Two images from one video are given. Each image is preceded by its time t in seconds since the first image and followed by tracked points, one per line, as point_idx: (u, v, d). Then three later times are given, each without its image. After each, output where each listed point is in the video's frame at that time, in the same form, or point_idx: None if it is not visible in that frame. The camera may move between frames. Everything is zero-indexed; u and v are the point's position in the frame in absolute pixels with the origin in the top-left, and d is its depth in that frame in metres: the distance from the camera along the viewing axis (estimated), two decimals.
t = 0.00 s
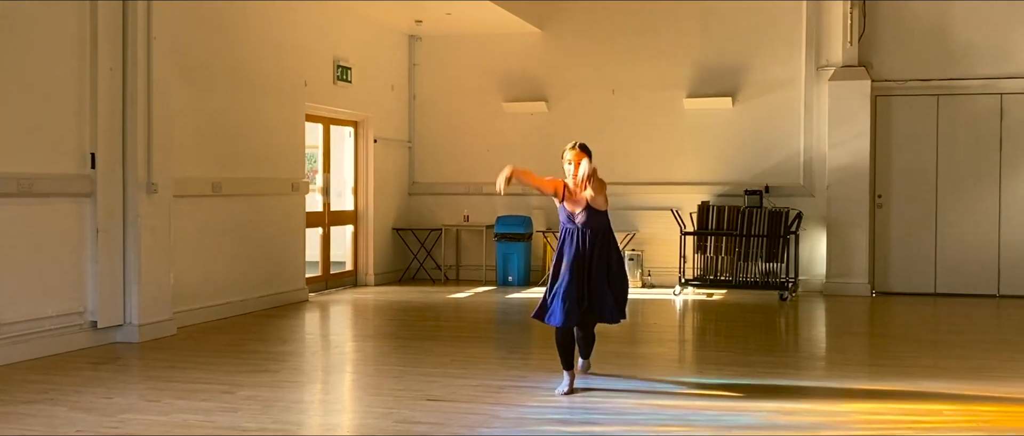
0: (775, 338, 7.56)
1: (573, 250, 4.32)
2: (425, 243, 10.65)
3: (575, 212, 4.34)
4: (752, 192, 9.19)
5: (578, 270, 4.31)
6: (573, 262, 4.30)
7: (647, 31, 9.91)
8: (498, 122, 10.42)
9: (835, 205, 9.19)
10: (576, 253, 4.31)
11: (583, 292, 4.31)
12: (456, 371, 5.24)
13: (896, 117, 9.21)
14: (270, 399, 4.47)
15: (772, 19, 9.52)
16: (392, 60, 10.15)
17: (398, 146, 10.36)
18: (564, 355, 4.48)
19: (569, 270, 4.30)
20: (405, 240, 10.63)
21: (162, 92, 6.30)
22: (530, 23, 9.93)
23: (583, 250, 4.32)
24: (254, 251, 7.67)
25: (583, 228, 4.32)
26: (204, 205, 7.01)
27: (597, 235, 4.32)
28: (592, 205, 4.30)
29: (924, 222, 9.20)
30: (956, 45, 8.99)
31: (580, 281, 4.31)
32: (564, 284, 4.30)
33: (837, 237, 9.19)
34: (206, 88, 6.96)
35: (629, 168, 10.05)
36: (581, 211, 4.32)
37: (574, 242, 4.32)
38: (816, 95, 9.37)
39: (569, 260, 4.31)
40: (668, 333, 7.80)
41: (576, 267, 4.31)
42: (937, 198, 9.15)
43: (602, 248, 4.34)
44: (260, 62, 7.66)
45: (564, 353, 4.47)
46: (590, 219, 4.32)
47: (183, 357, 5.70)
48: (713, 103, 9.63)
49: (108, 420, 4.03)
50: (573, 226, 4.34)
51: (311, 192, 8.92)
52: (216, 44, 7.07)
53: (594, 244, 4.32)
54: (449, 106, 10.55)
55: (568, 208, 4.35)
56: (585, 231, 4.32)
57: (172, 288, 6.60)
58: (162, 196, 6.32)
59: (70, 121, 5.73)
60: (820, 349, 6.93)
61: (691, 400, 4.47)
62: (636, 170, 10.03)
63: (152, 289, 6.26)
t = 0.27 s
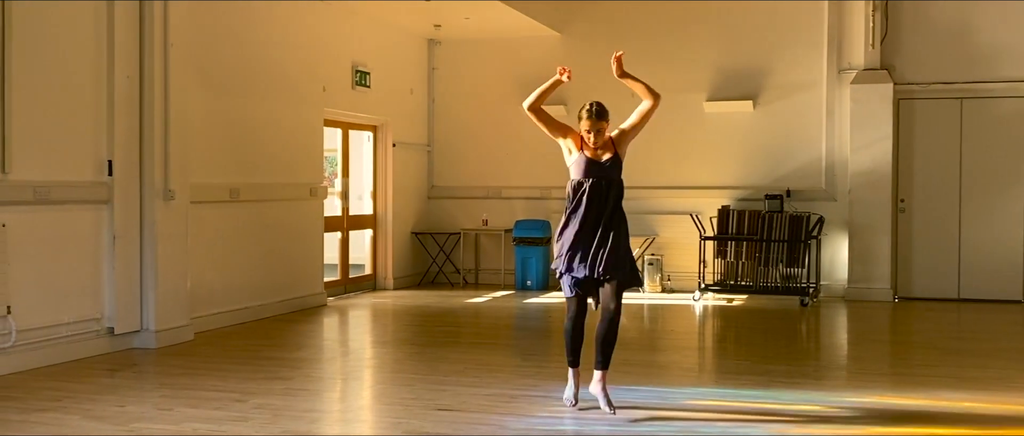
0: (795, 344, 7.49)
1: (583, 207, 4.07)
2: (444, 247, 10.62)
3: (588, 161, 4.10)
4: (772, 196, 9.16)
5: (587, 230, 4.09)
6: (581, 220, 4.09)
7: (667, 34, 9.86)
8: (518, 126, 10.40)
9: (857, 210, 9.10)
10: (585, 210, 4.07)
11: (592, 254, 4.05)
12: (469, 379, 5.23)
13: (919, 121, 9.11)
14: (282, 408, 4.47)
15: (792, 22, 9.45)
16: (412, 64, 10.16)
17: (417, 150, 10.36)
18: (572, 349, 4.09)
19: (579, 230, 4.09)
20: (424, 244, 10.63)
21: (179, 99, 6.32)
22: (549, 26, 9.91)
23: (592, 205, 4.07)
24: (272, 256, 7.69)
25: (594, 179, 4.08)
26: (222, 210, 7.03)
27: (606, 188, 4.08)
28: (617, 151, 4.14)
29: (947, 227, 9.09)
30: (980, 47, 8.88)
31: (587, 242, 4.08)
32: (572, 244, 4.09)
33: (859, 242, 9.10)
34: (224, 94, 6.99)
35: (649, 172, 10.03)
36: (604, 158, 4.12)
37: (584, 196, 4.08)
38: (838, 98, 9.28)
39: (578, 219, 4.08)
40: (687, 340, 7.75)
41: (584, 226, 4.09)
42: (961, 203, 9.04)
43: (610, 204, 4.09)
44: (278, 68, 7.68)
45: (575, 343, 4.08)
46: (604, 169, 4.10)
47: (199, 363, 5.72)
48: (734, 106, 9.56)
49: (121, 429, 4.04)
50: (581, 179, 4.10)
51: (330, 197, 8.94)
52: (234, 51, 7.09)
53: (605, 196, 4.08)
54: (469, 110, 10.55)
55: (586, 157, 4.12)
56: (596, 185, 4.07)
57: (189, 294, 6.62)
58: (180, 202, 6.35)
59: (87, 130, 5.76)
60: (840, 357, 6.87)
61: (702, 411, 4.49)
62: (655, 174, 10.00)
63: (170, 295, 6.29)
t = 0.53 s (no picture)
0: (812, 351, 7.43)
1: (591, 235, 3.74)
2: (461, 250, 10.63)
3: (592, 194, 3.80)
4: (791, 200, 9.08)
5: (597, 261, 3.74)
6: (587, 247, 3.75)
7: (685, 37, 9.81)
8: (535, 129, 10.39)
9: (877, 214, 9.01)
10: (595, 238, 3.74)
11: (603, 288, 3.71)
12: (478, 386, 5.22)
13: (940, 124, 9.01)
14: (289, 415, 4.46)
15: (811, 25, 9.37)
16: (429, 67, 10.16)
17: (434, 153, 10.36)
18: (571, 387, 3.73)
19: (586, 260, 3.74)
20: (441, 247, 10.63)
21: (194, 105, 6.35)
22: (567, 29, 9.88)
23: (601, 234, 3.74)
24: (287, 260, 7.71)
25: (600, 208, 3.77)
26: (237, 215, 7.05)
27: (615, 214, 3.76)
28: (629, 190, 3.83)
29: (969, 231, 8.99)
30: (1002, 49, 8.78)
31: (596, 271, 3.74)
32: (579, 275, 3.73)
33: (878, 246, 9.00)
34: (239, 100, 7.01)
35: (667, 175, 9.96)
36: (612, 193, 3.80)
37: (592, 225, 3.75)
38: (858, 101, 9.20)
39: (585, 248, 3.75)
40: (703, 346, 7.69)
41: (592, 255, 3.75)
42: (983, 207, 8.94)
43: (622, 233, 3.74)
44: (293, 72, 7.70)
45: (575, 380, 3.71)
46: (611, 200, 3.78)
47: (211, 369, 5.73)
48: (752, 109, 9.49)
49: None
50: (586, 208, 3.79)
51: (345, 200, 8.95)
52: (249, 56, 7.11)
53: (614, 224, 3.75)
54: (486, 114, 10.54)
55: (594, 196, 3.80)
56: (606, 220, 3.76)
57: (203, 298, 6.64)
58: (194, 208, 6.36)
59: (101, 137, 5.80)
60: (857, 364, 6.81)
61: (710, 420, 4.44)
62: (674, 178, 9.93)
63: (183, 299, 6.31)
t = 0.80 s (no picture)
0: (826, 353, 7.38)
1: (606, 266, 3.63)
2: (476, 250, 10.65)
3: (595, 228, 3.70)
4: (807, 200, 8.99)
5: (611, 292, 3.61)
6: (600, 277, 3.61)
7: (700, 37, 9.77)
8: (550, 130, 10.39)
9: (894, 215, 8.93)
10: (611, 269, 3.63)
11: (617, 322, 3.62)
12: (485, 387, 5.22)
13: (958, 124, 8.93)
14: (294, 415, 4.47)
15: (828, 24, 9.31)
16: (443, 68, 10.18)
17: (449, 154, 10.38)
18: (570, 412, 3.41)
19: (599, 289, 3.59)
20: (456, 247, 10.64)
21: (206, 105, 6.38)
22: (581, 30, 9.87)
23: (617, 266, 3.64)
24: (301, 260, 7.74)
25: (614, 240, 3.67)
26: (250, 215, 7.09)
27: (627, 251, 3.70)
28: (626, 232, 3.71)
29: (987, 232, 8.91)
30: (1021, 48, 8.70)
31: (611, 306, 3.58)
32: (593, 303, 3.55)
33: (895, 247, 8.93)
34: (251, 101, 7.05)
35: (682, 176, 9.93)
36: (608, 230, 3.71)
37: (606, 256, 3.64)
38: (875, 101, 9.12)
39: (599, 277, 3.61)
40: (716, 347, 7.66)
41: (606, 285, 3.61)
42: (1002, 207, 8.86)
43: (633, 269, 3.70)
44: (307, 73, 7.73)
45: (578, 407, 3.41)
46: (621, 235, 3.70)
47: (221, 368, 5.76)
48: (768, 110, 9.44)
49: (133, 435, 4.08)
50: (597, 240, 3.67)
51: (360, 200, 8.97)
52: (261, 57, 7.15)
53: (627, 260, 3.68)
54: (501, 114, 10.54)
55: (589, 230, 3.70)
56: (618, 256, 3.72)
57: (216, 298, 6.68)
58: (206, 208, 6.40)
59: (113, 137, 5.84)
60: (869, 366, 6.77)
61: (716, 422, 4.42)
62: (689, 178, 9.90)
63: (195, 299, 6.35)
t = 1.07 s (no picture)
0: (835, 352, 7.36)
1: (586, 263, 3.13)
2: (488, 250, 10.65)
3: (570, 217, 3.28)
4: (819, 200, 8.91)
5: (591, 293, 3.11)
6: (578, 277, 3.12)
7: (713, 35, 9.74)
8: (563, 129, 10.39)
9: (907, 214, 8.87)
10: (591, 267, 3.12)
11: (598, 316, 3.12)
12: (490, 384, 5.23)
13: (973, 122, 8.86)
14: (297, 411, 4.48)
15: (841, 22, 9.25)
16: (456, 67, 10.19)
17: (461, 153, 10.39)
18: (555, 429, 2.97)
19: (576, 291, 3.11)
20: (468, 246, 10.66)
21: (216, 103, 6.42)
22: (594, 29, 9.86)
23: (597, 262, 3.14)
24: (311, 258, 7.77)
25: (592, 234, 3.18)
26: (260, 214, 7.12)
27: (609, 243, 3.20)
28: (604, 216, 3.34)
29: (1002, 232, 8.83)
30: None
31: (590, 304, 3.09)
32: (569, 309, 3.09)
33: (909, 246, 8.87)
34: (261, 100, 7.08)
35: (694, 175, 9.90)
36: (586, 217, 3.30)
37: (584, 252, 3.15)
38: (889, 99, 9.06)
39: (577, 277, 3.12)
40: (728, 346, 7.64)
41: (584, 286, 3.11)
42: (1017, 207, 8.78)
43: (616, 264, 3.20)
44: (318, 73, 7.76)
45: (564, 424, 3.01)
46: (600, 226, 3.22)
47: (229, 365, 5.79)
48: (782, 109, 9.39)
49: (135, 431, 4.10)
50: (573, 235, 3.18)
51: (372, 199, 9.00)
52: (272, 56, 7.18)
53: (609, 253, 3.18)
54: (513, 114, 10.56)
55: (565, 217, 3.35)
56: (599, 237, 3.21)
57: (225, 296, 6.72)
58: (215, 206, 6.43)
59: (123, 136, 5.89)
60: (879, 366, 6.73)
61: (717, 420, 4.42)
62: (702, 178, 9.87)
63: (205, 297, 6.39)
